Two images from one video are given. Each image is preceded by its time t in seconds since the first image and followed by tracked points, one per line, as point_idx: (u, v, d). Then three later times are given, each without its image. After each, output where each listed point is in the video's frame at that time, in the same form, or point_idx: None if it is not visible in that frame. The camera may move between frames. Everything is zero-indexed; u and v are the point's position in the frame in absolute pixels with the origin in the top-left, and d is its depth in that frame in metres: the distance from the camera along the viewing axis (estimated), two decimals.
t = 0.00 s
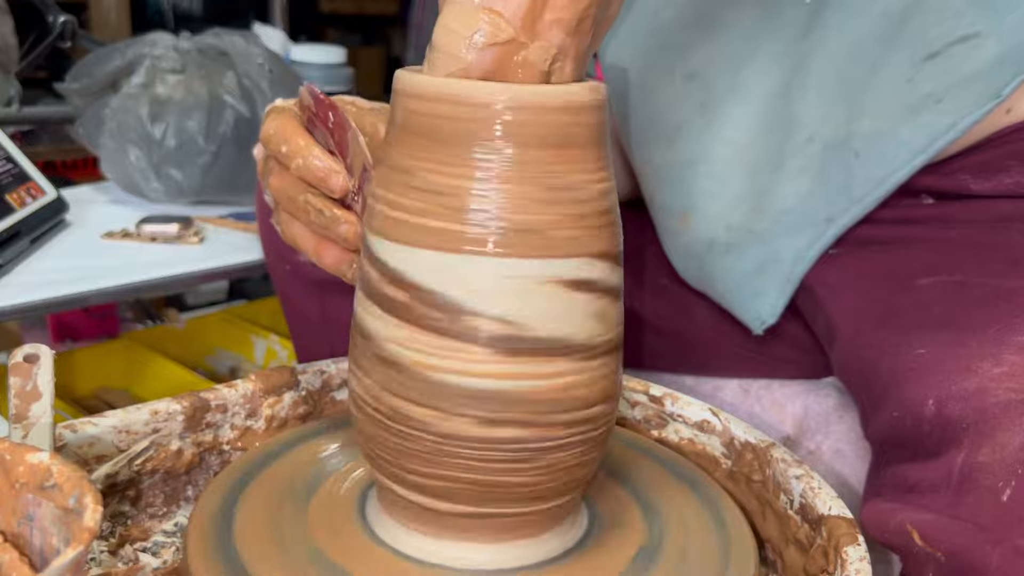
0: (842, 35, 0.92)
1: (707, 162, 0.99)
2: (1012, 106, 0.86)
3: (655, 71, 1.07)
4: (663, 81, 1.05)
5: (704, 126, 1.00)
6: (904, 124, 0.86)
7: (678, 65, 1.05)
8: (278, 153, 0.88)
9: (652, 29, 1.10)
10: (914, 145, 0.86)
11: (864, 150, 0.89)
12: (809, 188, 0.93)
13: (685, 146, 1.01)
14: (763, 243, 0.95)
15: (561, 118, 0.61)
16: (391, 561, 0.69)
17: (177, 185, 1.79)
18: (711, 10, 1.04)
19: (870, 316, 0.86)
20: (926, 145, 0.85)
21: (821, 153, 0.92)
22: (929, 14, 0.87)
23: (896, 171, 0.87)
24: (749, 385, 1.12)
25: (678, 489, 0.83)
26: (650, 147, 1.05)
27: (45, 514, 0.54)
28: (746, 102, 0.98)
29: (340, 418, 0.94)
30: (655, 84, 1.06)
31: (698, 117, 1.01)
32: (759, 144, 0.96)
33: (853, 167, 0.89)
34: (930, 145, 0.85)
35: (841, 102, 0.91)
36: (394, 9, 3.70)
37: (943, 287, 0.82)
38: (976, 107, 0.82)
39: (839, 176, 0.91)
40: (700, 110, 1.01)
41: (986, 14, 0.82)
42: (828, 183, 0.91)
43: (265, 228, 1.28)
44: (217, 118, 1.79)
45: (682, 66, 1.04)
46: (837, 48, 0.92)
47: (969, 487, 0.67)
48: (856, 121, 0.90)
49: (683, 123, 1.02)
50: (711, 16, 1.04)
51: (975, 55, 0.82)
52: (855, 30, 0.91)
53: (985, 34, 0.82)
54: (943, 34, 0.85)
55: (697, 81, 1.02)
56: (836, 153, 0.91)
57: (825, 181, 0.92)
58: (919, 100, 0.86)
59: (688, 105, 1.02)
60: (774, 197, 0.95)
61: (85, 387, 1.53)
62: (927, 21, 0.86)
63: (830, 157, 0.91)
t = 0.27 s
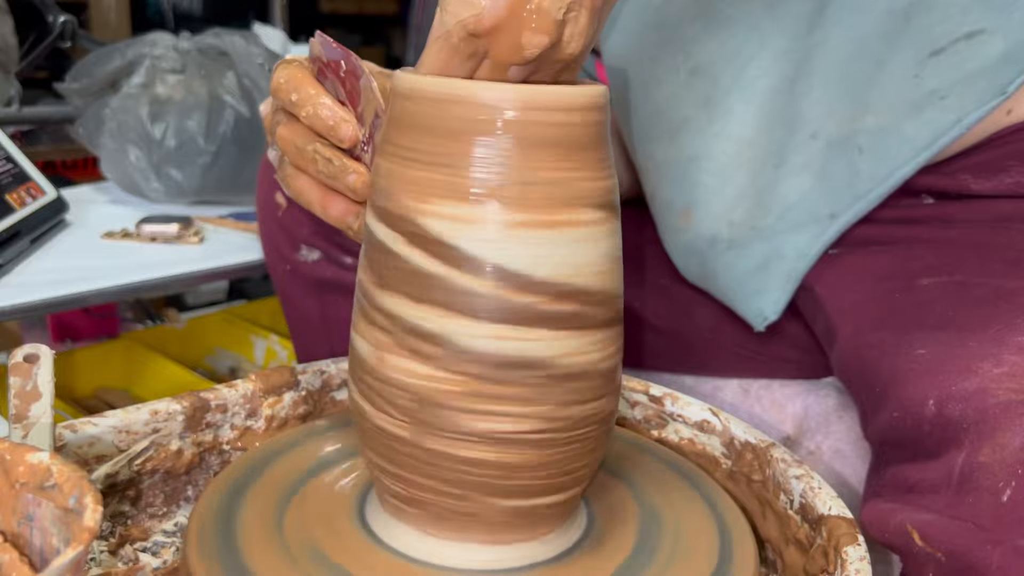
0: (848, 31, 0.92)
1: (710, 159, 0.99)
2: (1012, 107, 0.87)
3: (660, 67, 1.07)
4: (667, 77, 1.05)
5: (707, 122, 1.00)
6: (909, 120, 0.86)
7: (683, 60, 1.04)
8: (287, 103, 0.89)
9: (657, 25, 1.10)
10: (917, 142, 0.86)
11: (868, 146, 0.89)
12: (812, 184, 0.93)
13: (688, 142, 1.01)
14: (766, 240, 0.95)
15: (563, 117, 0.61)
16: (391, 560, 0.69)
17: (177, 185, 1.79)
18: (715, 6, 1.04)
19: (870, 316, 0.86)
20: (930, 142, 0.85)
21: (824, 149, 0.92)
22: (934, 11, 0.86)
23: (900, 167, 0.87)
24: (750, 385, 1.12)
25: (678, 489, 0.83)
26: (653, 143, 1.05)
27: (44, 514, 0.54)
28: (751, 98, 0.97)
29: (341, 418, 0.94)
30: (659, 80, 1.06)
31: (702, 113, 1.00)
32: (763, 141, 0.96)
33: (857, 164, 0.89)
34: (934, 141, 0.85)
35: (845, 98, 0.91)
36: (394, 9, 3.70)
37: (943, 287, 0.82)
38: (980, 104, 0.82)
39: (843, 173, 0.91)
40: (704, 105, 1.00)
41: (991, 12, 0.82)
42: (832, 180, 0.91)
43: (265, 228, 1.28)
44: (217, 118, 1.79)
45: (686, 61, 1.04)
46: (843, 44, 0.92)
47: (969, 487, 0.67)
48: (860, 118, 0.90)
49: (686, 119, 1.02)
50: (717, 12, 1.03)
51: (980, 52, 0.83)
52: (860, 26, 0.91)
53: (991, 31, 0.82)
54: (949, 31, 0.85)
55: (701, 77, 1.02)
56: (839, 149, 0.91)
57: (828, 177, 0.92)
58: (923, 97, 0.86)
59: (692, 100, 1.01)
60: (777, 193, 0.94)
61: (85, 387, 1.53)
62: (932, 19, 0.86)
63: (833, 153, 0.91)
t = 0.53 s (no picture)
0: (853, 24, 0.92)
1: (713, 153, 0.98)
2: (1013, 107, 0.88)
3: (663, 60, 1.05)
4: (671, 70, 1.04)
5: (710, 116, 0.99)
6: (914, 113, 0.87)
7: (687, 53, 1.03)
8: (294, 65, 0.83)
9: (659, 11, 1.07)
10: (923, 135, 0.86)
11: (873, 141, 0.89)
12: (817, 179, 0.92)
13: (690, 137, 1.00)
14: (769, 234, 0.95)
15: (563, 117, 0.61)
16: (391, 561, 0.69)
17: (177, 185, 1.79)
18: None
19: (870, 316, 0.86)
20: (935, 136, 0.86)
21: (828, 144, 0.92)
22: (939, 6, 0.87)
23: (906, 160, 0.88)
24: (750, 385, 1.12)
25: (678, 489, 0.83)
26: (656, 138, 1.05)
27: (45, 514, 0.54)
28: (754, 92, 0.96)
29: (341, 418, 0.94)
30: (661, 73, 1.05)
31: (705, 107, 0.99)
32: (767, 135, 0.95)
33: (861, 157, 0.90)
34: (939, 134, 0.86)
35: (850, 92, 0.91)
36: (394, 9, 3.69)
37: (943, 287, 0.82)
38: (986, 96, 0.83)
39: (847, 167, 0.91)
40: (707, 98, 0.99)
41: (997, 6, 0.83)
42: (836, 174, 0.91)
43: (264, 228, 1.28)
44: (218, 118, 1.79)
45: (690, 54, 1.02)
46: (848, 38, 0.92)
47: (968, 487, 0.67)
48: (864, 112, 0.90)
49: (690, 113, 1.01)
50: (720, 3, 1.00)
51: (985, 44, 0.83)
52: (864, 20, 0.91)
53: (996, 24, 0.83)
54: (954, 25, 0.86)
55: (704, 70, 1.00)
56: (844, 143, 0.91)
57: (832, 172, 0.91)
58: (930, 90, 0.86)
59: (695, 93, 1.00)
60: (781, 188, 0.94)
61: (85, 387, 1.53)
62: (936, 13, 0.87)
63: (838, 148, 0.91)
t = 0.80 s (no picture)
0: (859, 14, 0.91)
1: (717, 143, 0.97)
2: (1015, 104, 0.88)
3: (668, 48, 1.04)
4: (676, 58, 1.03)
5: (714, 104, 0.98)
6: (918, 105, 0.88)
7: (692, 41, 1.02)
8: (301, 27, 0.80)
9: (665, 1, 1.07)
10: (928, 125, 0.87)
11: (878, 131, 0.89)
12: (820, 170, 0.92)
13: (692, 126, 1.00)
14: (770, 225, 0.95)
15: (562, 117, 0.61)
16: (390, 561, 0.69)
17: (177, 185, 1.79)
18: None
19: (869, 316, 0.86)
20: (938, 126, 0.87)
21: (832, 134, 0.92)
22: None
23: (911, 148, 0.88)
24: (749, 385, 1.12)
25: (678, 489, 0.83)
26: (658, 127, 1.04)
27: (45, 514, 0.54)
28: (760, 80, 0.95)
29: (341, 418, 0.94)
30: (665, 61, 1.04)
31: (709, 95, 0.99)
32: (771, 125, 0.94)
33: (865, 148, 0.90)
34: (944, 124, 0.87)
35: (854, 82, 0.91)
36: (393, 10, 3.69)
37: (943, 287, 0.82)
38: (991, 86, 0.84)
39: (851, 158, 0.91)
40: (711, 87, 0.98)
41: None
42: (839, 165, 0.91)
43: (264, 228, 1.28)
44: (217, 118, 1.79)
45: (695, 43, 1.01)
46: (854, 29, 0.91)
47: (966, 487, 0.67)
48: (869, 102, 0.90)
49: (693, 101, 1.00)
50: None
51: (991, 36, 0.83)
52: (870, 10, 0.90)
53: (1002, 15, 0.83)
54: (960, 16, 0.85)
55: (709, 58, 0.99)
56: (847, 134, 0.91)
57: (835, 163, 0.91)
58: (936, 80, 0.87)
59: (700, 82, 0.99)
60: (783, 178, 0.94)
61: (84, 387, 1.53)
62: (941, 4, 0.87)
63: (842, 139, 0.91)
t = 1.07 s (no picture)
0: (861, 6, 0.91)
1: (718, 135, 0.97)
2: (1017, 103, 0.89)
3: (669, 39, 1.03)
4: (676, 49, 1.02)
5: (715, 96, 0.98)
6: (919, 98, 0.88)
7: (694, 33, 1.00)
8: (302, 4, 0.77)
9: None
10: (929, 118, 0.88)
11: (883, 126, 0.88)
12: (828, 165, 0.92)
13: (693, 118, 0.99)
14: (770, 219, 0.95)
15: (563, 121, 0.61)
16: (390, 561, 0.69)
17: (177, 185, 1.79)
18: None
19: (869, 316, 0.86)
20: (940, 119, 0.87)
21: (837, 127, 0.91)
22: None
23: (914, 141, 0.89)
24: (750, 385, 1.12)
25: (678, 489, 0.83)
26: (657, 119, 1.03)
27: (45, 514, 0.54)
28: (761, 72, 0.94)
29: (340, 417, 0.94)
30: (665, 52, 1.03)
31: (710, 87, 0.98)
32: (772, 117, 0.94)
33: (866, 141, 0.90)
34: (945, 116, 0.87)
35: (856, 75, 0.91)
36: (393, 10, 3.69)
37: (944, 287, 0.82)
38: (994, 79, 0.84)
39: (852, 151, 0.91)
40: (713, 79, 0.98)
41: None
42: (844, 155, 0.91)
43: (264, 226, 1.28)
44: (218, 118, 1.79)
45: (696, 36, 1.00)
46: (856, 21, 0.91)
47: (965, 486, 0.67)
48: (871, 96, 0.90)
49: (694, 93, 0.99)
50: None
51: (994, 29, 0.84)
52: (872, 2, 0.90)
53: (1005, 9, 0.83)
54: (962, 10, 0.86)
55: (710, 50, 0.98)
56: (848, 128, 0.91)
57: (842, 157, 0.91)
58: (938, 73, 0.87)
59: (701, 74, 0.99)
60: (785, 172, 0.94)
61: (85, 387, 1.53)
62: None
63: (843, 133, 0.91)
